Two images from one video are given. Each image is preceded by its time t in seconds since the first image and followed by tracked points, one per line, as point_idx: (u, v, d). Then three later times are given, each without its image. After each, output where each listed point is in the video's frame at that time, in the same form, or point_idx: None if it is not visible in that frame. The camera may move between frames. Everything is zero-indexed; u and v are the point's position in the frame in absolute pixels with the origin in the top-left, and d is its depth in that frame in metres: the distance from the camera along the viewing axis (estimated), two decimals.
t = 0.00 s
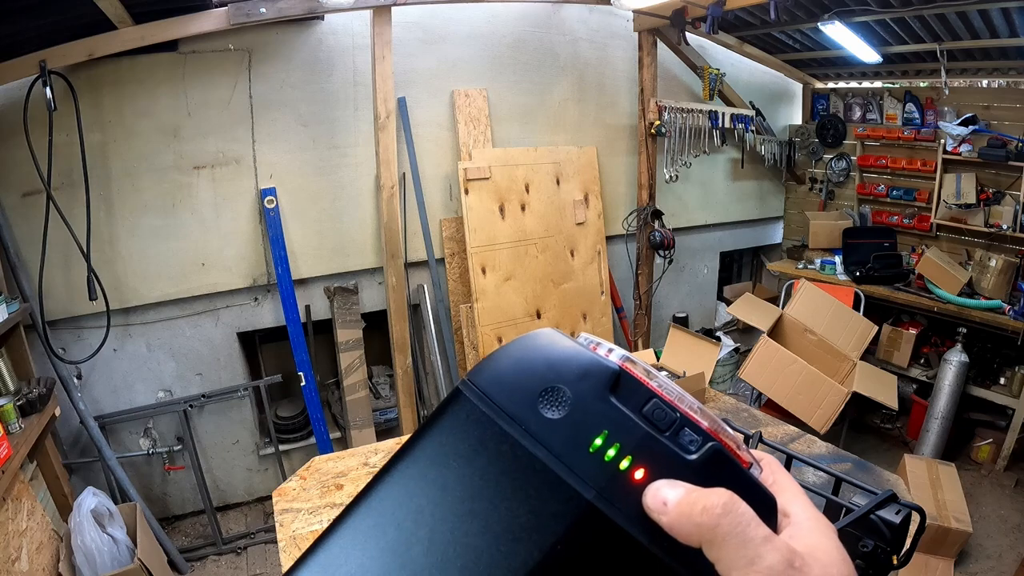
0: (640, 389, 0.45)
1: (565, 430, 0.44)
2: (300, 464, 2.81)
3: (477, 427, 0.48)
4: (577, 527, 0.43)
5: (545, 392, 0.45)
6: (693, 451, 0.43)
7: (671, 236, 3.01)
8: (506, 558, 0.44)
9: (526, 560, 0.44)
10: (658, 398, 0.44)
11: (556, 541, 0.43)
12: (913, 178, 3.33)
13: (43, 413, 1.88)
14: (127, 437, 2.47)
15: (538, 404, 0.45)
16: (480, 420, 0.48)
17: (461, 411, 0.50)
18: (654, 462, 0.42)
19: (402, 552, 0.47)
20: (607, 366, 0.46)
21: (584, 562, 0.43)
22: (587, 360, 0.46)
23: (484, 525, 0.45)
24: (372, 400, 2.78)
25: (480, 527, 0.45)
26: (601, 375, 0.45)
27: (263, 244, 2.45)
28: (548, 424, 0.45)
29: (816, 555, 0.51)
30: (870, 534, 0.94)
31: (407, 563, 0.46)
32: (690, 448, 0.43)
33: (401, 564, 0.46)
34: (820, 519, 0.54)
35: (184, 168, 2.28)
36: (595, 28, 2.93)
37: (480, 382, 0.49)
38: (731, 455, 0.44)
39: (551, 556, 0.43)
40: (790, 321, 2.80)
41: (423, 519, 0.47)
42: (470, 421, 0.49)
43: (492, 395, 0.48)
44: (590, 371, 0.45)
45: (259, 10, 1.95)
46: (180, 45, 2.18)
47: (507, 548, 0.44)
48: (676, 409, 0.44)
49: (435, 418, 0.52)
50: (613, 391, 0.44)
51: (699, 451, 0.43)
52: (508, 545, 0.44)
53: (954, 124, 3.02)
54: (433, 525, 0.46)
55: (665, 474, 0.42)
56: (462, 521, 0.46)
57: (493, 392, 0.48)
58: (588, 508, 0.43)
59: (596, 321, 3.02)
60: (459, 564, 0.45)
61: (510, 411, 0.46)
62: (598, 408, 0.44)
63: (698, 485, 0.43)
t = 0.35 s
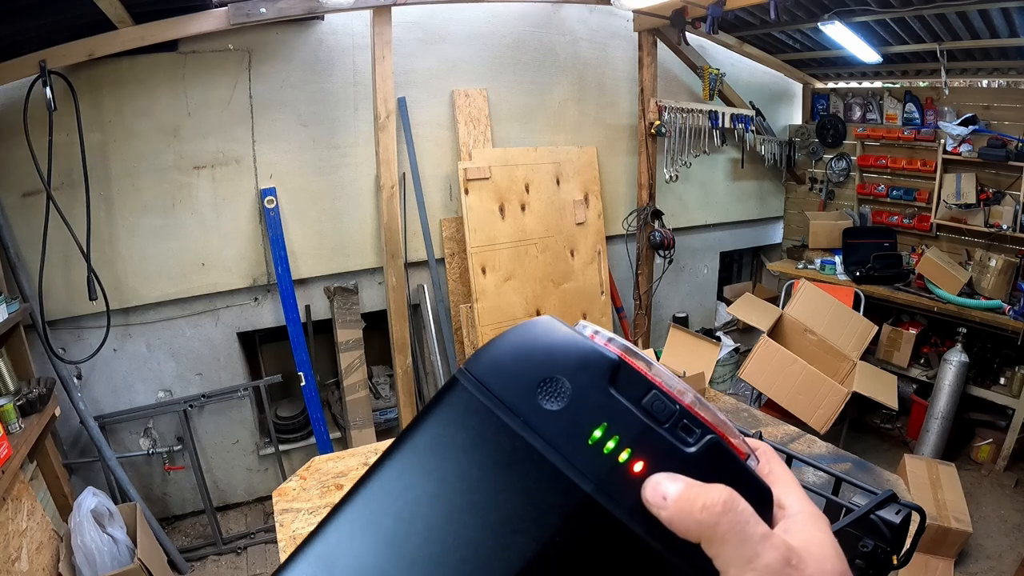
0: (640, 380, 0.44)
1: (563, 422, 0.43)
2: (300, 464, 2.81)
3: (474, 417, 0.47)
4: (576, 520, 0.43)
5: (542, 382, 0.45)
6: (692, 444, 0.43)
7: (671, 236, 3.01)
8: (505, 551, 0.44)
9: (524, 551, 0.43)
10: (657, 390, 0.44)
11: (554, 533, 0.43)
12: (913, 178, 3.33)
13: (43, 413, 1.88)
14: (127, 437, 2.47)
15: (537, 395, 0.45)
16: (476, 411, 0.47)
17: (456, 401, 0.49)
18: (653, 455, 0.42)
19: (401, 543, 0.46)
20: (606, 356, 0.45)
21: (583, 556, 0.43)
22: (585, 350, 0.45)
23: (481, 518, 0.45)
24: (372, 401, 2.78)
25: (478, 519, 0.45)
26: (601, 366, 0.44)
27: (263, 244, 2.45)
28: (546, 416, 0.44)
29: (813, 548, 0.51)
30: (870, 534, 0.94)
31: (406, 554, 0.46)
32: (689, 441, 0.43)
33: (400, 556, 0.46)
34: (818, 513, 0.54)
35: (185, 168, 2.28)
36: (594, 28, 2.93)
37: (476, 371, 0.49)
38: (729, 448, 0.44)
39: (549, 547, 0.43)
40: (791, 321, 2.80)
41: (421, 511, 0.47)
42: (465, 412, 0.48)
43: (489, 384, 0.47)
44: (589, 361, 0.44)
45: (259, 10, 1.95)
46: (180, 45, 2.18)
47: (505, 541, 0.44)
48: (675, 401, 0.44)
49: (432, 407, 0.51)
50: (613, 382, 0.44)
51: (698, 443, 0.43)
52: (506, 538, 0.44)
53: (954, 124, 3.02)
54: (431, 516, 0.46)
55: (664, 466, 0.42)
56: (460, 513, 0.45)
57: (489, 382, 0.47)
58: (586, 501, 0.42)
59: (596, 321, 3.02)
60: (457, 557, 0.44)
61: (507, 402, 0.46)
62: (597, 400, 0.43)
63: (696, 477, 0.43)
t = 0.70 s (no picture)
0: (617, 360, 0.43)
1: (538, 404, 0.41)
2: (300, 464, 2.80)
3: (441, 399, 0.44)
4: (553, 506, 0.41)
5: (515, 361, 0.42)
6: (671, 427, 0.42)
7: (671, 236, 3.01)
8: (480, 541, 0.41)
9: (499, 541, 0.41)
10: (636, 369, 0.43)
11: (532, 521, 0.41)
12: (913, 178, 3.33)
13: (43, 413, 1.88)
14: (127, 437, 2.47)
15: (509, 376, 0.42)
16: (444, 392, 0.44)
17: (422, 382, 0.46)
18: (633, 438, 0.41)
19: (367, 537, 0.43)
20: (583, 334, 0.43)
21: (564, 544, 0.41)
22: (561, 327, 0.43)
23: (452, 508, 0.42)
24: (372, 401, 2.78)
25: (450, 509, 0.42)
26: (578, 346, 0.42)
27: (263, 244, 2.45)
28: (520, 398, 0.42)
29: (796, 537, 0.52)
30: (870, 534, 0.94)
31: (373, 549, 0.42)
32: (669, 423, 0.42)
33: (367, 549, 0.43)
34: (800, 495, 0.55)
35: (185, 168, 2.28)
36: (595, 28, 2.93)
37: (443, 349, 0.46)
38: (708, 429, 0.43)
39: (525, 535, 0.41)
40: (791, 321, 2.80)
41: (388, 501, 0.43)
42: (432, 393, 0.45)
43: (457, 364, 0.44)
44: (565, 340, 0.42)
45: (259, 10, 1.95)
46: (180, 45, 2.18)
47: (479, 531, 0.41)
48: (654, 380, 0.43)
49: (397, 390, 0.48)
50: (590, 362, 0.42)
51: (678, 424, 0.42)
52: (479, 527, 0.41)
53: (954, 124, 3.01)
54: (398, 507, 0.43)
55: (644, 449, 0.41)
56: (430, 502, 0.42)
57: (457, 361, 0.44)
58: (563, 487, 0.40)
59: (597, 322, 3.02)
60: (428, 550, 0.42)
61: (478, 382, 0.43)
62: (574, 381, 0.41)
63: (677, 461, 0.42)
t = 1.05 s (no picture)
0: (614, 354, 0.43)
1: (534, 399, 0.41)
2: (300, 464, 2.80)
3: (437, 393, 0.44)
4: (549, 500, 0.41)
5: (511, 355, 0.42)
6: (667, 421, 0.42)
7: (671, 236, 3.00)
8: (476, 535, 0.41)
9: (495, 535, 0.41)
10: (634, 364, 0.42)
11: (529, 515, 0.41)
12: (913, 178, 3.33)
13: (43, 413, 1.88)
14: (127, 437, 2.47)
15: (506, 371, 0.42)
16: (441, 387, 0.44)
17: (419, 376, 0.46)
18: (629, 432, 0.41)
19: (365, 530, 0.43)
20: (580, 329, 0.43)
21: (560, 538, 0.41)
22: (558, 321, 0.43)
23: (448, 502, 0.42)
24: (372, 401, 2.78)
25: (446, 503, 0.42)
26: (575, 340, 0.42)
27: (263, 244, 2.45)
28: (516, 392, 0.41)
29: (791, 529, 0.52)
30: (870, 534, 0.94)
31: (371, 542, 0.43)
32: (666, 417, 0.42)
33: (365, 543, 0.43)
34: (793, 489, 0.55)
35: (184, 168, 2.28)
36: (595, 28, 2.93)
37: (440, 343, 0.45)
38: (705, 424, 0.43)
39: (521, 528, 0.41)
40: (790, 321, 2.80)
41: (386, 495, 0.43)
42: (429, 387, 0.45)
43: (454, 358, 0.44)
44: (562, 335, 0.42)
45: (259, 10, 1.95)
46: (180, 45, 2.18)
47: (475, 524, 0.41)
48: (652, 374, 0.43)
49: (395, 383, 0.48)
50: (586, 356, 0.42)
51: (675, 419, 0.42)
52: (476, 521, 0.42)
53: (954, 124, 3.02)
54: (395, 501, 0.43)
55: (640, 443, 0.41)
56: (426, 496, 0.42)
57: (454, 355, 0.44)
58: (559, 481, 0.40)
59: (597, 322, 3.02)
60: (425, 543, 0.42)
61: (474, 376, 0.43)
62: (571, 376, 0.41)
63: (674, 455, 0.42)
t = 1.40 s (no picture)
0: (620, 347, 0.43)
1: (540, 393, 0.41)
2: (300, 464, 2.80)
3: (438, 387, 0.44)
4: (552, 499, 0.40)
5: (516, 348, 0.42)
6: (675, 417, 0.42)
7: (671, 236, 3.00)
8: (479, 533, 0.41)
9: (498, 533, 0.41)
10: (639, 357, 0.43)
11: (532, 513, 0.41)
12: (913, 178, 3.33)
13: (43, 412, 1.87)
14: (127, 437, 2.47)
15: (510, 364, 0.42)
16: (441, 381, 0.44)
17: (419, 370, 0.45)
18: (635, 428, 0.41)
19: (363, 529, 0.43)
20: (586, 321, 0.43)
21: (563, 537, 0.41)
22: (564, 314, 0.43)
23: (450, 498, 0.42)
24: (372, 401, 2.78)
25: (449, 499, 0.42)
26: (580, 333, 0.42)
27: (263, 244, 2.45)
28: (521, 386, 0.41)
29: (804, 526, 0.53)
30: (870, 534, 0.94)
31: (370, 540, 0.42)
32: (673, 412, 0.42)
33: (364, 541, 0.42)
34: (802, 486, 0.56)
35: (185, 168, 2.28)
36: (595, 28, 2.93)
37: (439, 335, 0.45)
38: (712, 418, 0.44)
39: (524, 527, 0.41)
40: (791, 321, 2.80)
41: (386, 493, 0.43)
42: (428, 382, 0.44)
43: (455, 351, 0.44)
44: (567, 328, 0.42)
45: (259, 10, 1.95)
46: (180, 45, 2.18)
47: (477, 522, 0.41)
48: (657, 367, 0.43)
49: (392, 377, 0.47)
50: (592, 349, 0.42)
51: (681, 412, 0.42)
52: (478, 519, 0.41)
53: (954, 124, 3.02)
54: (396, 498, 0.43)
55: (646, 438, 0.41)
56: (428, 494, 0.42)
57: (455, 349, 0.44)
58: (564, 479, 0.40)
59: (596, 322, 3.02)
60: (427, 541, 0.42)
61: (477, 370, 0.42)
62: (577, 369, 0.41)
63: (681, 450, 0.42)
